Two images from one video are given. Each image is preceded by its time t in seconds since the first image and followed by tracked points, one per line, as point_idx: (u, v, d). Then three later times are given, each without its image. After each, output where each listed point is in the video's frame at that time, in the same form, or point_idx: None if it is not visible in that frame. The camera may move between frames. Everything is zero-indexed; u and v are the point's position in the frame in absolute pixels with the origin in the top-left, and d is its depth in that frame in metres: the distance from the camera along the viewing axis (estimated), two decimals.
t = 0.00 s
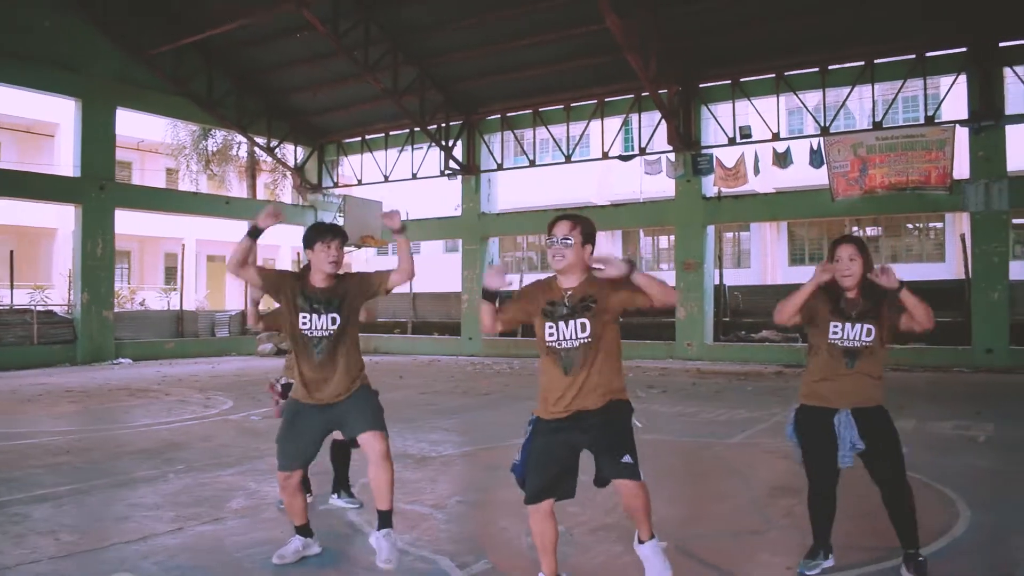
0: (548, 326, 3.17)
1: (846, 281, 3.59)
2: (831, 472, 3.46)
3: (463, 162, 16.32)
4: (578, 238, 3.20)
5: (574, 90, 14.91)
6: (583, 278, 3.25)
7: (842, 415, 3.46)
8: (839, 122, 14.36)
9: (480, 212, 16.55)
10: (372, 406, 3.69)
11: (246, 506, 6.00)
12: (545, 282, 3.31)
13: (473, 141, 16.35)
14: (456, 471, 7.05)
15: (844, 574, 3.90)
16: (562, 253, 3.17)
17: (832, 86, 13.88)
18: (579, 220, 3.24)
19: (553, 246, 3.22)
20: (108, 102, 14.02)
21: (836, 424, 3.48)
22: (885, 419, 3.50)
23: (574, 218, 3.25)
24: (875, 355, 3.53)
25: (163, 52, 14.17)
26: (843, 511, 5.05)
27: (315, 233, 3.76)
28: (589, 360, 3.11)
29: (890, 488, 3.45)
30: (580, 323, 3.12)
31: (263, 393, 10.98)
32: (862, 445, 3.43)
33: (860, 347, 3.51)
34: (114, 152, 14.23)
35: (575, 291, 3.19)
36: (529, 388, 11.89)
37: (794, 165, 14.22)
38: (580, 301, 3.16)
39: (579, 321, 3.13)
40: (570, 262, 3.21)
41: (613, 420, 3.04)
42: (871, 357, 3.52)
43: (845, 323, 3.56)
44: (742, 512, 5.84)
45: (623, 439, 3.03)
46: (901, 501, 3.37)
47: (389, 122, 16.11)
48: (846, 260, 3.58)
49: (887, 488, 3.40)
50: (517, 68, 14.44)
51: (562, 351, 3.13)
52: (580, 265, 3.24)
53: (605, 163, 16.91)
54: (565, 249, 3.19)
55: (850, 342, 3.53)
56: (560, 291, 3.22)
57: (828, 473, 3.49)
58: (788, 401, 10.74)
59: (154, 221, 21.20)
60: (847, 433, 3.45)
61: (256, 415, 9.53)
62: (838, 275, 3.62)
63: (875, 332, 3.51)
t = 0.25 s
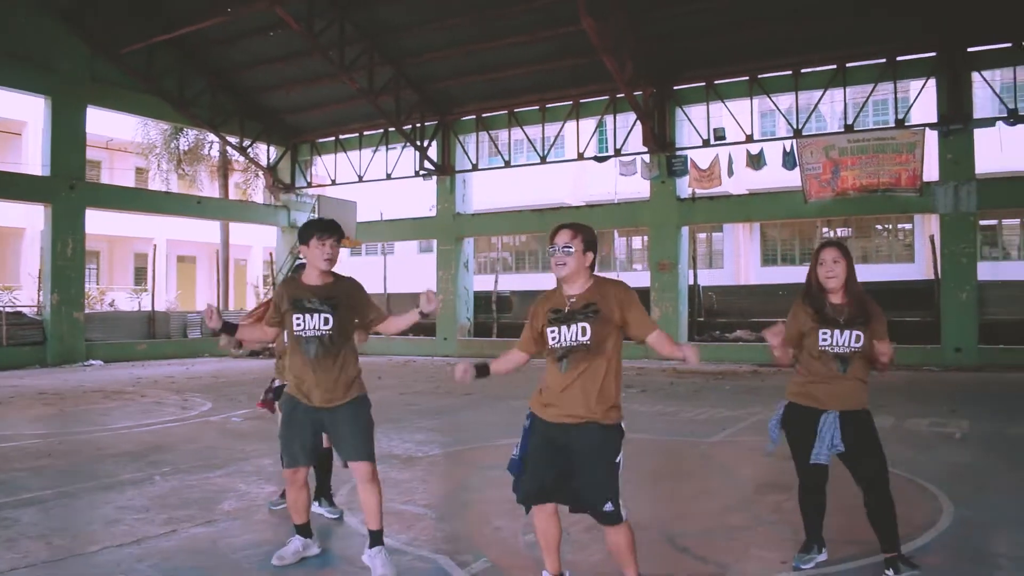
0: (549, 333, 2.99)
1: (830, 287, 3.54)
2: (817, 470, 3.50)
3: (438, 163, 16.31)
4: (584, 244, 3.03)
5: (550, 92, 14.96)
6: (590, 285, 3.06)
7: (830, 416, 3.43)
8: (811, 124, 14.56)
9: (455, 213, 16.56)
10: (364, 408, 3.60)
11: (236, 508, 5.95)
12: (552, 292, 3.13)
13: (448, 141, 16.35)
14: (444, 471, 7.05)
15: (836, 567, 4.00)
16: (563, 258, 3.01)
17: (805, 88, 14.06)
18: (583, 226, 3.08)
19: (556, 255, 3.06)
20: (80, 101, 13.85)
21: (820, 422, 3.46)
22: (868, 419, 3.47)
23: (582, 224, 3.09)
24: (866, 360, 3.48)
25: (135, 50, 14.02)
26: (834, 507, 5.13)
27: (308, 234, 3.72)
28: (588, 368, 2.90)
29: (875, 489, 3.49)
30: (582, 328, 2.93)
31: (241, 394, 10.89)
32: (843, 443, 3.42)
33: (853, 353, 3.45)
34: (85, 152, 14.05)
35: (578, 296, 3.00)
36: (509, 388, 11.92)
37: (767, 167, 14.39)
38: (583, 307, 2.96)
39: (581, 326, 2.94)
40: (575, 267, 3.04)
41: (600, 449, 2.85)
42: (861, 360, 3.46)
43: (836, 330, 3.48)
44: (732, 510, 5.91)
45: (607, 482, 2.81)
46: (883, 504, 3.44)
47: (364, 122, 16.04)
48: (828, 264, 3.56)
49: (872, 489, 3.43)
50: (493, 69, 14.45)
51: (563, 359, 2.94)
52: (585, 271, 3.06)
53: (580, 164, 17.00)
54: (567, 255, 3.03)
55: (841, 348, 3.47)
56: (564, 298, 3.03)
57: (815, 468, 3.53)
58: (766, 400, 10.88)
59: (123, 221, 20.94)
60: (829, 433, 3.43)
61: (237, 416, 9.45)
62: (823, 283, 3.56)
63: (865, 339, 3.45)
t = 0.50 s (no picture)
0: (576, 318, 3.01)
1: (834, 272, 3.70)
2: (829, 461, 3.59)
3: (415, 163, 16.29)
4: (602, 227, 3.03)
5: (527, 92, 15.00)
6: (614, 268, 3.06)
7: (835, 402, 3.54)
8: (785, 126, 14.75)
9: (431, 213, 16.56)
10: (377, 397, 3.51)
11: (231, 511, 5.90)
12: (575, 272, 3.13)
13: (425, 142, 16.34)
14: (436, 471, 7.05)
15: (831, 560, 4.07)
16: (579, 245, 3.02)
17: (780, 91, 14.24)
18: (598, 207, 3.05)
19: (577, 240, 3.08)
20: (52, 100, 13.63)
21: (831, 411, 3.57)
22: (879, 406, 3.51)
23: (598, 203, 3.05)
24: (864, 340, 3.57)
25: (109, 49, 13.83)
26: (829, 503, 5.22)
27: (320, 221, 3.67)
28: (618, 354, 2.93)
29: (882, 473, 3.57)
30: (607, 315, 2.94)
31: (221, 396, 10.80)
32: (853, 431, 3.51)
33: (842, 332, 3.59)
34: (57, 152, 13.83)
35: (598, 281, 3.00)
36: (491, 388, 11.95)
37: (743, 169, 14.55)
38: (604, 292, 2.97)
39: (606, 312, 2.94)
40: (595, 251, 3.04)
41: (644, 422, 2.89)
42: (855, 339, 3.58)
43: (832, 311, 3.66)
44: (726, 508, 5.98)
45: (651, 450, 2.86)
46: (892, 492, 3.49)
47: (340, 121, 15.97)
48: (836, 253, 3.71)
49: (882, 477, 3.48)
50: (471, 70, 14.46)
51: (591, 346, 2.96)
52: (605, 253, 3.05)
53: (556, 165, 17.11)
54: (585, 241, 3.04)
55: (834, 330, 3.63)
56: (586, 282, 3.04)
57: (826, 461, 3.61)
58: (746, 399, 11.01)
59: (92, 221, 20.64)
60: (839, 421, 3.52)
61: (220, 418, 9.37)
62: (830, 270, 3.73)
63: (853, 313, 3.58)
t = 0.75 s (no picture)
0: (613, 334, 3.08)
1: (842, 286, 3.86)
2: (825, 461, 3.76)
3: (376, 164, 16.25)
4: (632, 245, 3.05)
5: (490, 95, 15.05)
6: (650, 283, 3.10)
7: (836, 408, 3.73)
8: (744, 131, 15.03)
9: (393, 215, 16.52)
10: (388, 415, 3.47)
11: (213, 515, 5.85)
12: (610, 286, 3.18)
13: (387, 143, 16.31)
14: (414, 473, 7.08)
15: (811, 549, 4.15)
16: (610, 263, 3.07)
17: (739, 96, 14.50)
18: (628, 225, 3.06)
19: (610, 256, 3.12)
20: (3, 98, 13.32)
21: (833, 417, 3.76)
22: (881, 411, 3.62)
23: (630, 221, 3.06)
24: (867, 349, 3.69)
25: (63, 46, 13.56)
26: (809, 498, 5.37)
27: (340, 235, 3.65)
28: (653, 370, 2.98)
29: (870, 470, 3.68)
30: (640, 332, 3.00)
31: (185, 400, 10.65)
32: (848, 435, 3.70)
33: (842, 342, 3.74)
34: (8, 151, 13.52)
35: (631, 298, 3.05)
36: (459, 389, 11.99)
37: (703, 172, 14.78)
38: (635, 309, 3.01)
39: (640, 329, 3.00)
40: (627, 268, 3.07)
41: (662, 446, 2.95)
42: (855, 349, 3.70)
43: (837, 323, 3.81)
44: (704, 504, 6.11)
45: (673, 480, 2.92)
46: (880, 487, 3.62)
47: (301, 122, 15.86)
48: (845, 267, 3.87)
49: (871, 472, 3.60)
50: (434, 71, 14.46)
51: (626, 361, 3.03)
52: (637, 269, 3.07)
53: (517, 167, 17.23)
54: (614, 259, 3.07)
55: (836, 341, 3.79)
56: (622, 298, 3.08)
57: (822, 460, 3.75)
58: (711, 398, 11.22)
59: (42, 221, 20.20)
60: (837, 426, 3.74)
61: (188, 422, 9.26)
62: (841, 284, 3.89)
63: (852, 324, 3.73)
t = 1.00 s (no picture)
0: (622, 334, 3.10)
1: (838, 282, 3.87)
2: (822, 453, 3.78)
3: (340, 163, 16.14)
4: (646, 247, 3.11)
5: (456, 94, 15.06)
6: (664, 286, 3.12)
7: (828, 401, 3.75)
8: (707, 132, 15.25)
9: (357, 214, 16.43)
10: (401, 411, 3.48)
11: (198, 516, 5.79)
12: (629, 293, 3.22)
13: (351, 141, 16.23)
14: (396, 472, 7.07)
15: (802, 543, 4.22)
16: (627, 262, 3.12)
17: (703, 98, 14.71)
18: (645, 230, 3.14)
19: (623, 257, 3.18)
20: None
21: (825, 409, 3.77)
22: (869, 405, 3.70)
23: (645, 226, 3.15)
24: (859, 349, 3.73)
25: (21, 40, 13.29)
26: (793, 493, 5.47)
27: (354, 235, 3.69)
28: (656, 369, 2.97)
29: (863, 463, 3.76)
30: (652, 332, 3.01)
31: (154, 402, 10.50)
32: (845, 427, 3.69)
33: (833, 341, 3.77)
34: None
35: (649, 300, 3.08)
36: (430, 389, 12.00)
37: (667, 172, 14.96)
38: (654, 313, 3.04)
39: (651, 329, 3.02)
40: (641, 269, 3.12)
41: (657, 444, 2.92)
42: (845, 348, 3.74)
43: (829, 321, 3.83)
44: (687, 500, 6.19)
45: (662, 478, 2.89)
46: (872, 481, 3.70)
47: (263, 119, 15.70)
48: (843, 262, 3.87)
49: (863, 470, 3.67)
50: (399, 70, 14.42)
51: (630, 359, 3.03)
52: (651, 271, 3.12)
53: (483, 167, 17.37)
54: (628, 259, 3.13)
55: (827, 337, 3.81)
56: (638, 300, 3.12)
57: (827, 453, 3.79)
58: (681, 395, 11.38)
59: None
60: (830, 419, 3.72)
61: (160, 423, 9.14)
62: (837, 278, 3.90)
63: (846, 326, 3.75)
